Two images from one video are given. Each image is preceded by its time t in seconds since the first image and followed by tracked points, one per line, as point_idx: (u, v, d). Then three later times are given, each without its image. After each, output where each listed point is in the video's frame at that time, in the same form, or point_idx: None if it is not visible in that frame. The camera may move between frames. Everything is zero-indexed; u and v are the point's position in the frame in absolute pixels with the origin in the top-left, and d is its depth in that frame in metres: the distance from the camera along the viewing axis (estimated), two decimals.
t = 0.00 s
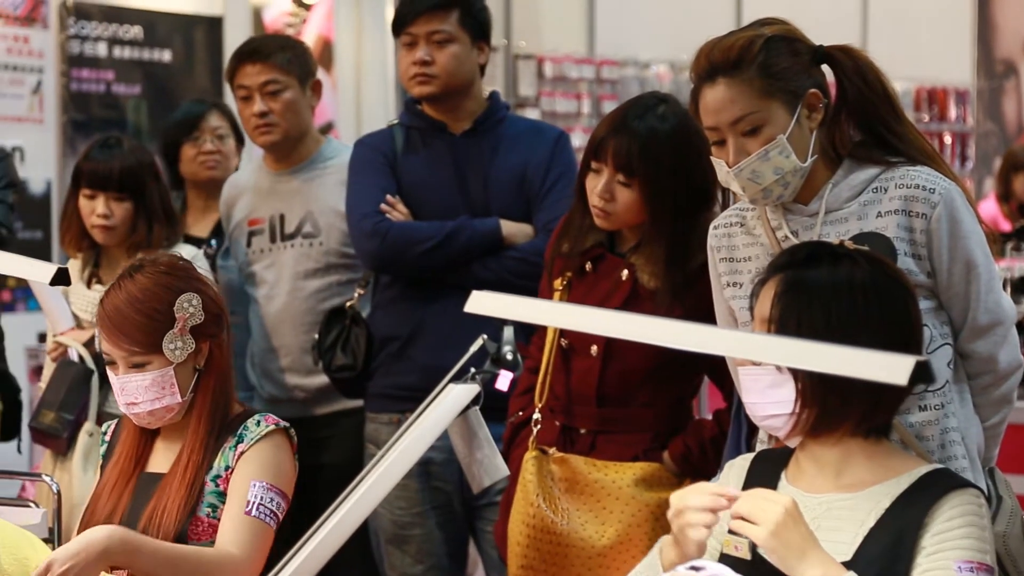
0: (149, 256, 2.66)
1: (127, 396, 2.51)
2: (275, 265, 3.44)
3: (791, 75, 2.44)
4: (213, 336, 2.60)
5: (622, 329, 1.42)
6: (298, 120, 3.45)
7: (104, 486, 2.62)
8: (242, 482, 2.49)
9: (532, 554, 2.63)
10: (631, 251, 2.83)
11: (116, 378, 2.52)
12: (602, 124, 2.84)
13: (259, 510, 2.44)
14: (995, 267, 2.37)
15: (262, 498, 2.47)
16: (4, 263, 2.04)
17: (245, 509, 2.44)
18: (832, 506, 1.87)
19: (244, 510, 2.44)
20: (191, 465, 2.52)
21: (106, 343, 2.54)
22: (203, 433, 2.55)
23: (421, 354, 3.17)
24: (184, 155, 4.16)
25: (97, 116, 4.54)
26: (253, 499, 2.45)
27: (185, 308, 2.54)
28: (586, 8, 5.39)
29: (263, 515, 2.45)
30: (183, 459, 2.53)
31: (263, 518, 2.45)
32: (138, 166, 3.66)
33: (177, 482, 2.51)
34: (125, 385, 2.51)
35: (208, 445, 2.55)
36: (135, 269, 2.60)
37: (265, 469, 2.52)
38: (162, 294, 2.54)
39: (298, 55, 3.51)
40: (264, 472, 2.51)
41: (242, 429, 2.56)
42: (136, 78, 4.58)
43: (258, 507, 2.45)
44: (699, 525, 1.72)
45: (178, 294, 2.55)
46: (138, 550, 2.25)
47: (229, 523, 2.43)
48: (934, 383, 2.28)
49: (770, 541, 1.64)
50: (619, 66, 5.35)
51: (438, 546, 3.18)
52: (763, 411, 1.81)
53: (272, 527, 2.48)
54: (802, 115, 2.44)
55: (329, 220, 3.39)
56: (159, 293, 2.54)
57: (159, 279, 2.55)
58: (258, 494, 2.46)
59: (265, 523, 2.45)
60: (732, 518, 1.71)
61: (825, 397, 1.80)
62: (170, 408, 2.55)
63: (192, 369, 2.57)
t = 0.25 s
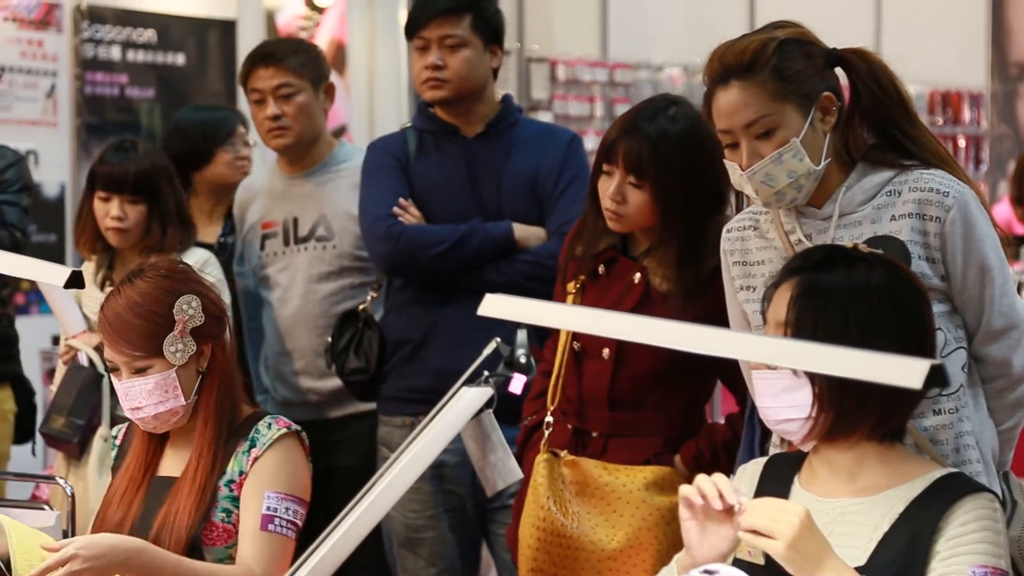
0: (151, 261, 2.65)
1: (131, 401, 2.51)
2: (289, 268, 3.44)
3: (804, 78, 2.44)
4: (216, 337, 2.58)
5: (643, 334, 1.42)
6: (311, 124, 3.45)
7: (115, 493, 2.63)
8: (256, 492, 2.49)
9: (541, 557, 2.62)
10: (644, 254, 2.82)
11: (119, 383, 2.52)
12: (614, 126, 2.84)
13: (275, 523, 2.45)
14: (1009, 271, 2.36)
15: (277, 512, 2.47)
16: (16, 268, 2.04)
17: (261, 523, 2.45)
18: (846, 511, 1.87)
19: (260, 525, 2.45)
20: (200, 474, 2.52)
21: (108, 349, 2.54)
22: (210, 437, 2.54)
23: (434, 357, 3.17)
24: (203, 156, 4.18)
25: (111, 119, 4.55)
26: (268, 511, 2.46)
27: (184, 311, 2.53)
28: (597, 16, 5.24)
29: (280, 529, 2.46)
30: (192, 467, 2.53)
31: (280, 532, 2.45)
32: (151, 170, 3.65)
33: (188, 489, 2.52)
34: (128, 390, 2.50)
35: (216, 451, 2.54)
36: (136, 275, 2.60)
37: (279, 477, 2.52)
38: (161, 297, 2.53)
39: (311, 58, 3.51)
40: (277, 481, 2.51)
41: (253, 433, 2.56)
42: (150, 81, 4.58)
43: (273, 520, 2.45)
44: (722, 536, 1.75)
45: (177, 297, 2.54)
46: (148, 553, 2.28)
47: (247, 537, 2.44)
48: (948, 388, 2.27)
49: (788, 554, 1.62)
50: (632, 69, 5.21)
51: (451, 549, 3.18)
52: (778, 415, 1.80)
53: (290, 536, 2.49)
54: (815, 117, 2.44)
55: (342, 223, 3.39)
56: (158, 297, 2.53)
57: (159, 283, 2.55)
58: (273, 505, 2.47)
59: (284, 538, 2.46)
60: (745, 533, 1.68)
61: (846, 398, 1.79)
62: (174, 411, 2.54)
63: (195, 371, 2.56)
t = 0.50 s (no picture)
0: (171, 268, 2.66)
1: (157, 408, 2.52)
2: (315, 269, 3.45)
3: (831, 79, 2.43)
4: (237, 339, 2.58)
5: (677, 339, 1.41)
6: (337, 126, 3.45)
7: (144, 498, 2.63)
8: (283, 495, 2.49)
9: (564, 560, 2.62)
10: (669, 256, 2.81)
11: (145, 391, 2.53)
12: (637, 128, 2.83)
13: (302, 526, 2.45)
14: None
15: (304, 515, 2.47)
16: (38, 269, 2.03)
17: (288, 527, 2.45)
18: (873, 515, 1.86)
19: (287, 528, 2.45)
20: (230, 478, 2.53)
21: (132, 357, 2.55)
22: (239, 438, 2.55)
23: (458, 359, 3.17)
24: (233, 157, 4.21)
25: (136, 121, 4.56)
26: (296, 514, 2.46)
27: (202, 314, 2.53)
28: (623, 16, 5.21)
29: (307, 533, 2.46)
30: (221, 470, 2.54)
31: (306, 536, 2.46)
32: (176, 172, 3.63)
33: (218, 491, 2.52)
34: (153, 397, 2.51)
35: (246, 453, 2.55)
36: (156, 283, 2.60)
37: (309, 479, 2.52)
38: (180, 302, 2.54)
39: (337, 60, 3.51)
40: (305, 483, 2.51)
41: (284, 435, 2.56)
42: (176, 83, 4.59)
43: (300, 524, 2.46)
44: (746, 546, 1.77)
45: (196, 301, 2.54)
46: (168, 559, 2.29)
47: (274, 539, 2.45)
48: (976, 390, 2.25)
49: (817, 557, 1.61)
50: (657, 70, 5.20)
51: (476, 550, 3.18)
52: (807, 420, 1.74)
53: (317, 540, 2.49)
54: (843, 119, 2.43)
55: (367, 225, 3.39)
56: (177, 302, 2.54)
57: (178, 289, 2.55)
58: (300, 508, 2.47)
59: (310, 540, 2.47)
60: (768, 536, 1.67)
61: (881, 400, 1.79)
62: (200, 415, 2.55)
63: (218, 374, 2.56)
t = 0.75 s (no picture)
0: (188, 267, 2.61)
1: (175, 408, 2.48)
2: (336, 270, 3.45)
3: (855, 79, 2.42)
4: (253, 337, 2.53)
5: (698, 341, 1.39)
6: (359, 127, 3.46)
7: (165, 498, 2.63)
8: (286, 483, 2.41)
9: (586, 562, 2.61)
10: (689, 258, 2.80)
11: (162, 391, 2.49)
12: (656, 127, 2.83)
13: (296, 510, 2.35)
14: None
15: (301, 500, 2.37)
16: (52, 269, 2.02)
17: (281, 508, 2.35)
18: (894, 517, 1.85)
19: (281, 510, 2.35)
20: (245, 478, 2.47)
21: (150, 357, 2.50)
22: (254, 439, 2.49)
23: (478, 360, 3.17)
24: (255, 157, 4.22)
25: (159, 122, 4.58)
26: (292, 498, 2.36)
27: (216, 313, 2.47)
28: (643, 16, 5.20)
29: (299, 517, 2.35)
30: (239, 473, 2.48)
31: (299, 520, 2.35)
32: (195, 173, 3.61)
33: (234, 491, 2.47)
34: (171, 397, 2.47)
35: (260, 454, 2.49)
36: (173, 284, 2.55)
37: (314, 471, 2.44)
38: (194, 301, 2.48)
39: (358, 62, 3.51)
40: (310, 474, 2.43)
41: (298, 435, 2.50)
42: (198, 85, 4.61)
43: (294, 507, 2.35)
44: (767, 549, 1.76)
45: (210, 300, 2.49)
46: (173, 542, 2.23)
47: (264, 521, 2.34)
48: (1000, 391, 2.24)
49: (840, 561, 1.58)
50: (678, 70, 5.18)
51: (497, 551, 3.17)
52: (834, 423, 1.78)
53: (309, 531, 2.38)
54: (866, 119, 2.42)
55: (388, 225, 3.38)
56: (191, 301, 2.48)
57: (192, 288, 2.50)
58: (297, 493, 2.38)
59: (301, 526, 2.36)
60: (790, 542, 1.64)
61: (909, 403, 1.78)
62: (218, 414, 2.50)
63: (234, 373, 2.51)
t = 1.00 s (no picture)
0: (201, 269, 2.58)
1: (192, 408, 2.45)
2: (358, 270, 3.46)
3: (878, 79, 2.41)
4: (268, 338, 2.50)
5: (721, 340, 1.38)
6: (380, 127, 3.46)
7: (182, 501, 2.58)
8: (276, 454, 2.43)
9: (608, 563, 2.61)
10: (709, 257, 2.79)
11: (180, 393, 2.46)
12: (673, 126, 2.83)
13: (270, 467, 2.35)
14: None
15: (278, 462, 2.36)
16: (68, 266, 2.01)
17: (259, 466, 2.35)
18: (917, 519, 1.84)
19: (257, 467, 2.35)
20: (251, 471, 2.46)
21: (166, 360, 2.47)
22: (268, 436, 2.48)
23: (498, 361, 3.16)
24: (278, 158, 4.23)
25: (181, 123, 4.60)
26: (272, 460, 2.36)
27: (230, 314, 2.45)
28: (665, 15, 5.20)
29: (273, 476, 2.34)
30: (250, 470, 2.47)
31: (271, 477, 2.33)
32: (214, 174, 3.56)
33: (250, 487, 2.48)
34: (188, 398, 2.44)
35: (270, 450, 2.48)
36: (186, 287, 2.52)
37: (304, 444, 2.43)
38: (207, 303, 2.45)
39: (380, 62, 3.52)
40: (298, 445, 2.42)
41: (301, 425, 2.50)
42: (220, 85, 4.62)
43: (269, 465, 2.35)
44: (789, 553, 1.75)
45: (224, 301, 2.46)
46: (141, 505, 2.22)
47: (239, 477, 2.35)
48: None
49: (864, 564, 1.56)
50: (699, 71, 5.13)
51: (518, 551, 3.17)
52: (863, 425, 1.77)
53: (285, 496, 2.35)
54: (889, 118, 2.41)
55: (409, 225, 3.39)
56: (204, 303, 2.45)
57: (205, 290, 2.47)
58: (277, 457, 2.37)
59: (275, 486, 2.33)
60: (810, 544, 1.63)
61: (938, 404, 1.76)
62: (234, 414, 2.47)
63: (250, 373, 2.48)
